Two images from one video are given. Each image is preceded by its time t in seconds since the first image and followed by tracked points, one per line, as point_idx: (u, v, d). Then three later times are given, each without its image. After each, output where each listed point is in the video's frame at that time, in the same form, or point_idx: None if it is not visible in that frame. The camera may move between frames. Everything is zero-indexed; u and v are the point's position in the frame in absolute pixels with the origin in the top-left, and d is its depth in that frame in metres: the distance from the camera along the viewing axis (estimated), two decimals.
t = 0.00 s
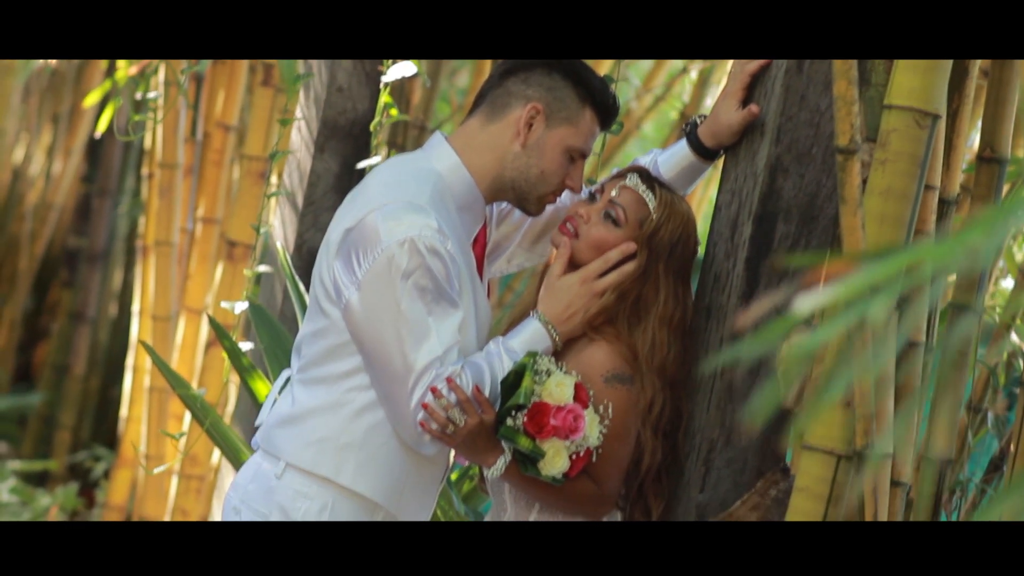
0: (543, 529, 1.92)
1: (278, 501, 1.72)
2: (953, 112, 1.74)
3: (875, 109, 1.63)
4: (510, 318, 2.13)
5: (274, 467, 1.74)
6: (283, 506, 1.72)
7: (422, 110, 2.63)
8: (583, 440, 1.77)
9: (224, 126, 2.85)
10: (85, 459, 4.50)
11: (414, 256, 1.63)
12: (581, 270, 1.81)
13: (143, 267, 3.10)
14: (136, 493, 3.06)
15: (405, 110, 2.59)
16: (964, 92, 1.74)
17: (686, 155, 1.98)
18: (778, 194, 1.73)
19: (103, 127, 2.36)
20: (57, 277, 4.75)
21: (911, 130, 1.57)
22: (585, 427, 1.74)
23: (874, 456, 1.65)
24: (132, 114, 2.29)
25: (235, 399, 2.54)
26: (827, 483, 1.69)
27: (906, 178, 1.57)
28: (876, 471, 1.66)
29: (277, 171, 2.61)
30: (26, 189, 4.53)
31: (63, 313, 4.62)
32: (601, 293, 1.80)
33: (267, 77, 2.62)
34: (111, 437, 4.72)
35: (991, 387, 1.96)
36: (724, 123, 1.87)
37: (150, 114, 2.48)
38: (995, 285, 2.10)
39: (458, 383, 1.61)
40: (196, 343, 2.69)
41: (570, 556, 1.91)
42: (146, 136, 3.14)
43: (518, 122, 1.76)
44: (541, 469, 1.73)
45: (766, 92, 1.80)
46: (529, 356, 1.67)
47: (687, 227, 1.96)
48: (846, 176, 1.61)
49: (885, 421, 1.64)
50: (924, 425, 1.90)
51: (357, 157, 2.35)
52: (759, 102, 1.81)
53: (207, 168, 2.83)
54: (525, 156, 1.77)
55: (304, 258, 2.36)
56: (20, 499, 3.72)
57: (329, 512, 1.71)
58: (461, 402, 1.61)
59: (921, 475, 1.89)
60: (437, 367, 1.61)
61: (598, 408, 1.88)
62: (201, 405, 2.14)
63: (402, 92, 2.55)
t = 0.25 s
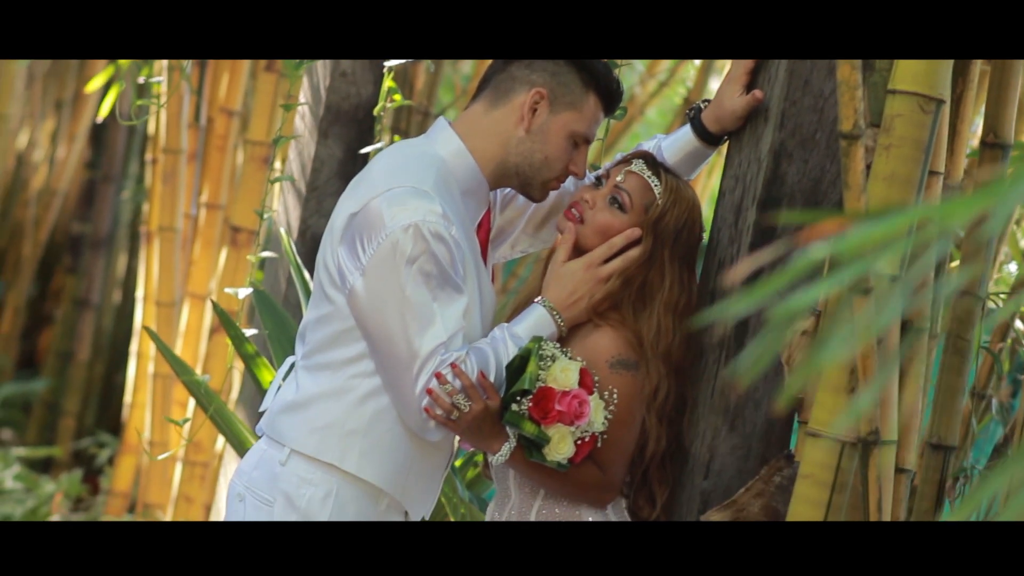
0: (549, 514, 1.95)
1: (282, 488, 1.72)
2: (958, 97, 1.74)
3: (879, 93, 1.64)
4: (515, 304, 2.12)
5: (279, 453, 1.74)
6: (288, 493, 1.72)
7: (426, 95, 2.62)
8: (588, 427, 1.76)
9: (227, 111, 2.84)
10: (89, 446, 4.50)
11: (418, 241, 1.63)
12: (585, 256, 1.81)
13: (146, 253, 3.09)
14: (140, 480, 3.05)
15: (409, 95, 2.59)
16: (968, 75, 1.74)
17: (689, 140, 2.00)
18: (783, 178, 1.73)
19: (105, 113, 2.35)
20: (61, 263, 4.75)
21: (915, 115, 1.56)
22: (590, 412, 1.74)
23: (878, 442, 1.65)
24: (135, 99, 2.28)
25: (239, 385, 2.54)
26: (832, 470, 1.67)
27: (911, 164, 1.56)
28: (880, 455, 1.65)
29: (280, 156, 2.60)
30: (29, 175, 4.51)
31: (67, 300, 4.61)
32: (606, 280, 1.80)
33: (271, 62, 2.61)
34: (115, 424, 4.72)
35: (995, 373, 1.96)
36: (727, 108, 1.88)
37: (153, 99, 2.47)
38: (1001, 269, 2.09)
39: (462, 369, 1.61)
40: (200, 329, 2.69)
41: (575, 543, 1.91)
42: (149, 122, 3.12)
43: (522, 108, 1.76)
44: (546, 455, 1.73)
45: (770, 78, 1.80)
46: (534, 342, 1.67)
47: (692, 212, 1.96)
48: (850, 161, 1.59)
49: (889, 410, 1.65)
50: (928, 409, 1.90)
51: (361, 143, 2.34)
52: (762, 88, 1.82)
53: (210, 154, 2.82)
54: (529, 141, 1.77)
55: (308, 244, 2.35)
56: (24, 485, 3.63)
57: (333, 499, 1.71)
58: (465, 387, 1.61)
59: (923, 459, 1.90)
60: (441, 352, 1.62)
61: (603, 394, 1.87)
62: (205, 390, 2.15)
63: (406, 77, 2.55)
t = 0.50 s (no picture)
0: (555, 510, 1.95)
1: (289, 483, 1.73)
2: (965, 93, 1.75)
3: (886, 90, 1.64)
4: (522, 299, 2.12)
5: (286, 448, 1.75)
6: (295, 488, 1.72)
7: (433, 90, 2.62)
8: (595, 422, 1.76)
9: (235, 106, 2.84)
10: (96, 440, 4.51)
11: (425, 237, 1.63)
12: (593, 252, 1.81)
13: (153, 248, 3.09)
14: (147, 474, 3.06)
15: (416, 90, 2.59)
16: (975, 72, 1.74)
17: (696, 136, 2.00)
18: (789, 174, 1.73)
19: (113, 109, 2.35)
20: (68, 257, 4.77)
21: (922, 112, 1.56)
22: (597, 407, 1.74)
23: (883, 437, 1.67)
24: (144, 95, 2.28)
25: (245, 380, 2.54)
26: (838, 465, 1.68)
27: (918, 161, 1.55)
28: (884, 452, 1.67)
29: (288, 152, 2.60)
30: (36, 170, 4.48)
31: (74, 294, 4.61)
32: (614, 275, 1.80)
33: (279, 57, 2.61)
34: (122, 418, 4.73)
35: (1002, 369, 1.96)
36: (735, 104, 1.88)
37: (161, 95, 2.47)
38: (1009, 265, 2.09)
39: (469, 364, 1.62)
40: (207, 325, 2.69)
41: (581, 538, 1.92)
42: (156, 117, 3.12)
43: (529, 103, 1.76)
44: (554, 450, 1.73)
45: (777, 74, 1.80)
46: (542, 337, 1.68)
47: (700, 209, 1.96)
48: (857, 157, 1.64)
49: (897, 408, 1.68)
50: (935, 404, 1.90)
51: (368, 138, 2.34)
52: (770, 84, 1.82)
53: (218, 149, 2.82)
54: (536, 136, 1.77)
55: (315, 239, 2.35)
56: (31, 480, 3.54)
57: (340, 494, 1.71)
58: (473, 382, 1.62)
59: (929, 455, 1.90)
60: (448, 347, 1.62)
61: (610, 388, 1.86)
62: (212, 385, 2.16)
63: (413, 72, 2.55)
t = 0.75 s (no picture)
0: (561, 501, 1.95)
1: (294, 473, 1.73)
2: (970, 80, 1.78)
3: (889, 78, 1.64)
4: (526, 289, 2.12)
5: (290, 438, 1.74)
6: (299, 478, 1.72)
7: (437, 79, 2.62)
8: (600, 411, 1.76)
9: (239, 95, 2.84)
10: (101, 430, 4.51)
11: (430, 225, 1.63)
12: (598, 240, 1.80)
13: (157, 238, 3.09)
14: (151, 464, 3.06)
15: (420, 79, 2.58)
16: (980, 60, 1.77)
17: (701, 124, 2.00)
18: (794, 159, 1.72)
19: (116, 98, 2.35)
20: (72, 248, 4.77)
21: (926, 99, 1.55)
22: (602, 397, 1.75)
23: (887, 427, 1.66)
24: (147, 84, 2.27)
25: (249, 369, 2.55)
26: (843, 455, 1.68)
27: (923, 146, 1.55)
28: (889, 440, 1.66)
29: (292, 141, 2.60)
30: (40, 160, 4.48)
31: (78, 285, 4.61)
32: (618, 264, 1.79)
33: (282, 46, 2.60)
34: (126, 408, 4.73)
35: (1007, 358, 1.96)
36: (739, 92, 1.88)
37: (165, 84, 2.46)
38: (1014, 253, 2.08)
39: (474, 353, 1.62)
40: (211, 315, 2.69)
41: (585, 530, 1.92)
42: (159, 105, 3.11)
43: (533, 91, 1.76)
44: (558, 439, 1.73)
45: (781, 62, 1.81)
46: (547, 326, 1.67)
47: (704, 197, 1.96)
48: (860, 145, 1.64)
49: (900, 397, 1.70)
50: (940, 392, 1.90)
51: (372, 127, 2.34)
52: (774, 72, 1.82)
53: (222, 138, 2.82)
54: (539, 124, 1.77)
55: (319, 228, 2.35)
56: (36, 470, 3.52)
57: (345, 484, 1.71)
58: (478, 371, 1.61)
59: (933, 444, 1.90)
60: (453, 336, 1.62)
61: (615, 378, 1.87)
62: (216, 375, 2.16)
63: (417, 60, 2.54)
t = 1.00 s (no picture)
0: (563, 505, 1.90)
1: (296, 477, 1.73)
2: (974, 86, 1.85)
3: (893, 82, 1.79)
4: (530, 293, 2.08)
5: (292, 443, 1.74)
6: (301, 482, 1.73)
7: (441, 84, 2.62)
8: (602, 416, 1.84)
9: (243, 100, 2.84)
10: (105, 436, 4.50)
11: (434, 230, 1.64)
12: (600, 245, 1.88)
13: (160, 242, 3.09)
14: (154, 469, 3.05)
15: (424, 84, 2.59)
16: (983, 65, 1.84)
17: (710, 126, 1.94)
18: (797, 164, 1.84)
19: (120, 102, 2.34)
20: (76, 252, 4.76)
21: (930, 103, 1.75)
22: (605, 402, 1.83)
23: (889, 432, 1.82)
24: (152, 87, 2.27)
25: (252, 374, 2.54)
26: (845, 459, 1.84)
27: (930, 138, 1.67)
28: (891, 445, 1.82)
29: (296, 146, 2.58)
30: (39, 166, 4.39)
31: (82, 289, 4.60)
32: (623, 270, 1.87)
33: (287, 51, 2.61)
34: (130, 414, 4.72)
35: (1009, 364, 1.96)
36: (742, 96, 1.89)
37: (169, 89, 2.46)
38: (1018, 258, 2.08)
39: (477, 358, 1.65)
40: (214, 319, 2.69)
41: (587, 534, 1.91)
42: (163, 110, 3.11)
43: (537, 96, 1.83)
44: (562, 445, 1.84)
45: (786, 66, 1.86)
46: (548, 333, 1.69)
47: (707, 204, 1.87)
48: (863, 147, 1.78)
49: (904, 403, 1.83)
50: (942, 397, 1.93)
51: (375, 132, 2.35)
52: (777, 77, 1.86)
53: (225, 142, 2.82)
54: (542, 129, 1.84)
55: (322, 232, 2.33)
56: (39, 475, 3.51)
57: (347, 488, 1.72)
58: (482, 377, 1.66)
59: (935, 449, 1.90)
60: (457, 341, 1.63)
61: (618, 382, 1.85)
62: (218, 379, 2.17)
63: (421, 65, 2.55)
